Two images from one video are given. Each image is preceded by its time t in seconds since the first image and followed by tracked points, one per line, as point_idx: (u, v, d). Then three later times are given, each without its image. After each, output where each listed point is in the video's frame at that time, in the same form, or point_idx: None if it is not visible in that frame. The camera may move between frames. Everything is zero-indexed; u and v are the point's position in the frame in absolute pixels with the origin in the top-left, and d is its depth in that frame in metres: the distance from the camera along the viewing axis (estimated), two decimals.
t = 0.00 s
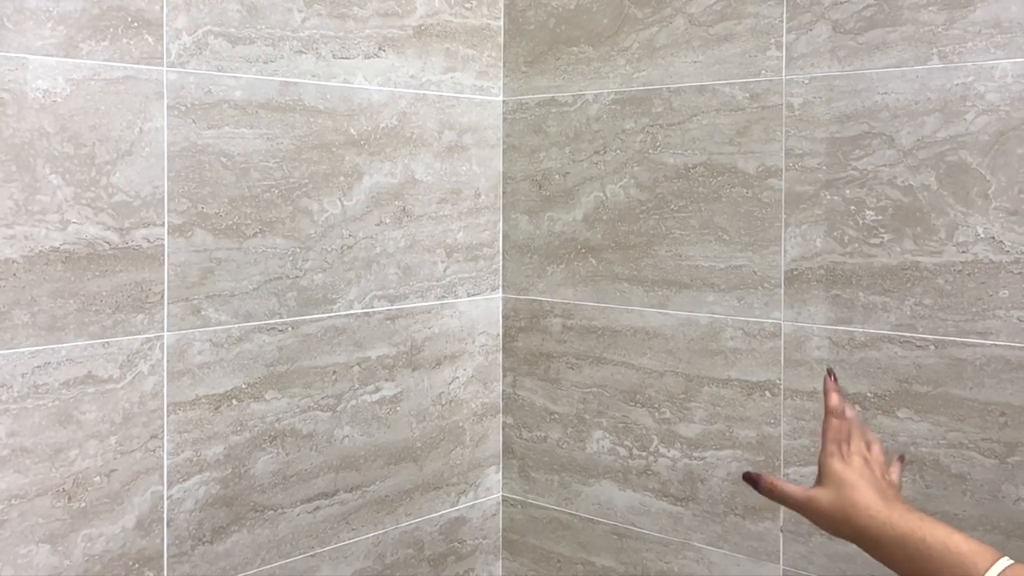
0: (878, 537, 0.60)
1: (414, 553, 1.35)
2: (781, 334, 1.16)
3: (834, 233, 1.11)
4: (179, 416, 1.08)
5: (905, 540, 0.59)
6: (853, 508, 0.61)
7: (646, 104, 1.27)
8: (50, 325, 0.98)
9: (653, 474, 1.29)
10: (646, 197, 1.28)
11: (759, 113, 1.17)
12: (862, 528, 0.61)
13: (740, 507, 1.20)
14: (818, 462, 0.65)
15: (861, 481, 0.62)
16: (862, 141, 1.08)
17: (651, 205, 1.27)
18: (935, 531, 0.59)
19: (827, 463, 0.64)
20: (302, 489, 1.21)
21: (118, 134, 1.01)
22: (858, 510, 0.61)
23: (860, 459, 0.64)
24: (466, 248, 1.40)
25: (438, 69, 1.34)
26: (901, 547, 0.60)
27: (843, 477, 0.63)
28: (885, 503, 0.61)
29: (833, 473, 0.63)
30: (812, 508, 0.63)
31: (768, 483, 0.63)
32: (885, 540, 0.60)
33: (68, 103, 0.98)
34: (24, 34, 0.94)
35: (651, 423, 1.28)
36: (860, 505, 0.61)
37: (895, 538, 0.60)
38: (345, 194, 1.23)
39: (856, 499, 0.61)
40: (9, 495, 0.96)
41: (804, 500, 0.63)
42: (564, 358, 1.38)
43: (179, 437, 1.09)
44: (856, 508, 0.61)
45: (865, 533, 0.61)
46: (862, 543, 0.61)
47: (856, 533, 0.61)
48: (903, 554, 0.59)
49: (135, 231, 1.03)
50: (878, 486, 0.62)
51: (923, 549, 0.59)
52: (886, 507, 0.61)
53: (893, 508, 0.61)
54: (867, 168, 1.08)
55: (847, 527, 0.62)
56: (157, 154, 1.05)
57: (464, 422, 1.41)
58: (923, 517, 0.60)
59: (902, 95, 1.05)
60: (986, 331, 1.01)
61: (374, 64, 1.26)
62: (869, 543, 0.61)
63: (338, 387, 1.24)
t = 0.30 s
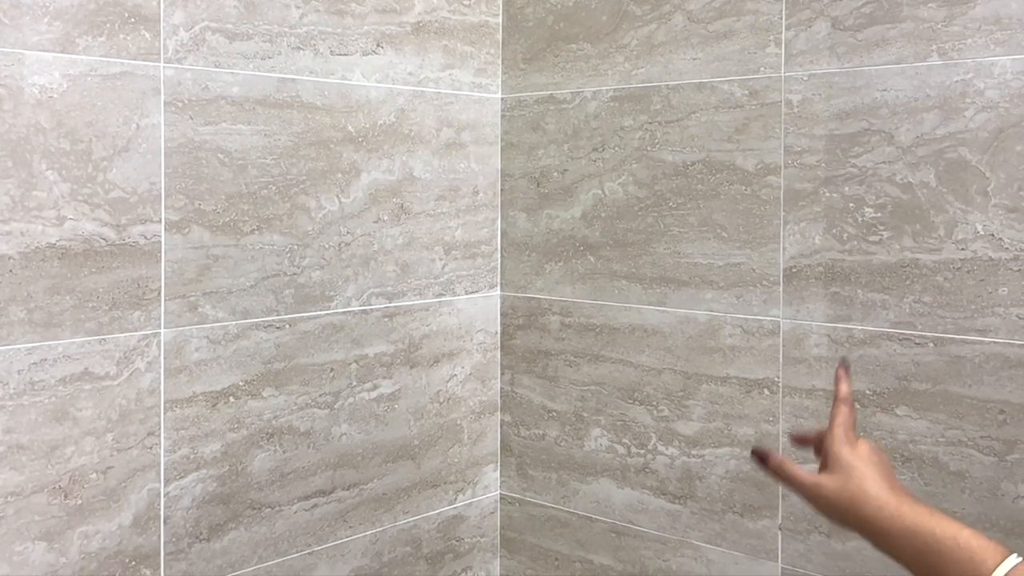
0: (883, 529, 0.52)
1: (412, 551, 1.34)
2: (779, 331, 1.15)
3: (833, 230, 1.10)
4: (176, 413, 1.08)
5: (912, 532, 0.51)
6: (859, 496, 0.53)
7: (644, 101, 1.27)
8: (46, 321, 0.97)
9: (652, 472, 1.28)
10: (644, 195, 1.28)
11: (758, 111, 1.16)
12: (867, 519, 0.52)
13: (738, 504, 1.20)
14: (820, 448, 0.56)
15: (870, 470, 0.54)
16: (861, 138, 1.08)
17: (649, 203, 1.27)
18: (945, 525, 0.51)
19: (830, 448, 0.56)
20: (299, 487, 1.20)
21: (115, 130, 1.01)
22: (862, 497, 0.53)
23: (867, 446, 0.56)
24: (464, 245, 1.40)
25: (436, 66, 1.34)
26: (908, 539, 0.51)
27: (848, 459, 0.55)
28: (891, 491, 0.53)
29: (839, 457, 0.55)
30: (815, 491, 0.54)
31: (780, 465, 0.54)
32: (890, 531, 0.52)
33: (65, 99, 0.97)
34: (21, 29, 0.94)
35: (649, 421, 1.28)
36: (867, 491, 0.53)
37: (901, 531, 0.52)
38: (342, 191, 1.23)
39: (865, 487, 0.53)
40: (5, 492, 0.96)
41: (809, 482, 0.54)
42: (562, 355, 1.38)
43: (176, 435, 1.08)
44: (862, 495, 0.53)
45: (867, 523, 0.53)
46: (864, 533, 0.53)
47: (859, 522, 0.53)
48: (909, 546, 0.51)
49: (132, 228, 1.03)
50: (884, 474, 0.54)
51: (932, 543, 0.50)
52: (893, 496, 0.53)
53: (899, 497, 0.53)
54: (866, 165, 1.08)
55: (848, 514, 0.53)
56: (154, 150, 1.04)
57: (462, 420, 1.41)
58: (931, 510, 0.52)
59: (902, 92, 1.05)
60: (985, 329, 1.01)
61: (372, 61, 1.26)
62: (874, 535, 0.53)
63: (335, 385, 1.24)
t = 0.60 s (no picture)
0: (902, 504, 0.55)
1: (410, 549, 1.34)
2: (779, 329, 1.15)
3: (833, 227, 1.10)
4: (174, 410, 1.08)
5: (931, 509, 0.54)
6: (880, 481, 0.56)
7: (644, 98, 1.27)
8: (44, 318, 0.97)
9: (651, 469, 1.28)
10: (644, 192, 1.27)
11: (758, 107, 1.16)
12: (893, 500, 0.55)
13: (738, 502, 1.20)
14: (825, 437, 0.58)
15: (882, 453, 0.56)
16: (861, 135, 1.08)
17: (648, 200, 1.27)
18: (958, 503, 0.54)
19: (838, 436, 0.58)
20: (298, 484, 1.20)
21: (114, 125, 1.01)
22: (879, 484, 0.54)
23: (899, 432, 0.39)
24: (463, 243, 1.39)
25: (436, 63, 1.34)
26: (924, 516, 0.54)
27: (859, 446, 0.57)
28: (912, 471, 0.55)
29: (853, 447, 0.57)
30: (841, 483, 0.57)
31: (778, 412, 0.38)
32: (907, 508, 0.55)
33: (63, 94, 0.97)
34: (19, 25, 0.93)
35: (648, 418, 1.28)
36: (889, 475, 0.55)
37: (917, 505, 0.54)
38: (341, 188, 1.23)
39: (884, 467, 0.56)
40: (3, 489, 0.95)
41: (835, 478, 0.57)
42: (561, 353, 1.37)
43: (174, 431, 1.08)
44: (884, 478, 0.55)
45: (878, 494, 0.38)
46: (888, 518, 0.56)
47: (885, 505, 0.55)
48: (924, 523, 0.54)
49: (130, 224, 1.03)
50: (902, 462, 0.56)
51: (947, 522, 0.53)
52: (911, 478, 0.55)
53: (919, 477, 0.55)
54: (866, 162, 1.07)
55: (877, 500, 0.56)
56: (152, 146, 1.04)
57: (461, 417, 1.40)
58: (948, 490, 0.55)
59: (902, 89, 1.05)
60: (985, 326, 1.01)
61: (371, 57, 1.25)
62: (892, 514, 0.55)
63: (334, 382, 1.23)
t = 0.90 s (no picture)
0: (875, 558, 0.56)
1: (409, 546, 1.34)
2: (778, 327, 1.15)
3: (833, 225, 1.10)
4: (173, 407, 1.08)
5: (907, 562, 0.55)
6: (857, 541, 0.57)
7: (644, 96, 1.27)
8: (42, 315, 0.97)
9: (649, 467, 1.28)
10: (643, 189, 1.27)
11: (758, 105, 1.16)
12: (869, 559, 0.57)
13: (737, 500, 1.19)
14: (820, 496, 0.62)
15: (863, 512, 0.59)
16: (861, 133, 1.07)
17: (648, 197, 1.27)
18: (941, 552, 0.54)
19: (828, 495, 0.62)
20: (296, 482, 1.20)
21: (112, 122, 1.00)
22: (861, 539, 0.57)
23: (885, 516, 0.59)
24: (463, 240, 1.39)
25: (435, 60, 1.33)
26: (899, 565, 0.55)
27: (840, 505, 0.60)
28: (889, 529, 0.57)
29: (837, 512, 0.60)
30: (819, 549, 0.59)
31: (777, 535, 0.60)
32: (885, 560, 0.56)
33: (61, 91, 0.97)
34: (18, 21, 0.93)
35: (647, 416, 1.28)
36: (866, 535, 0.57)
37: (894, 556, 0.55)
38: (340, 185, 1.23)
39: (861, 527, 0.58)
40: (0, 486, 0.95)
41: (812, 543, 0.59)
42: (560, 351, 1.37)
43: (173, 429, 1.08)
44: (860, 538, 0.57)
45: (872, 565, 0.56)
46: None
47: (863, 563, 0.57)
48: None
49: (129, 221, 1.03)
50: (882, 518, 0.59)
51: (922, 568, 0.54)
52: (888, 533, 0.57)
53: (896, 531, 0.57)
54: (866, 160, 1.07)
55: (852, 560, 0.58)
56: (151, 143, 1.04)
57: (459, 415, 1.40)
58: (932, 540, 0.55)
59: (902, 87, 1.04)
60: (985, 325, 1.01)
61: (370, 55, 1.25)
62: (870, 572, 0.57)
63: (333, 379, 1.23)
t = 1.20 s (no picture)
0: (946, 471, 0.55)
1: (409, 537, 1.34)
2: (778, 318, 1.15)
3: (834, 216, 1.10)
4: (172, 398, 1.08)
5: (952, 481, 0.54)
6: (903, 422, 0.56)
7: (644, 86, 1.26)
8: (41, 305, 0.97)
9: (649, 458, 1.28)
10: (644, 180, 1.27)
11: (759, 95, 1.15)
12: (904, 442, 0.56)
13: (736, 491, 1.19)
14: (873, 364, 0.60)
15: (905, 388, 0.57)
16: (862, 123, 1.07)
17: (648, 189, 1.26)
18: (981, 470, 0.54)
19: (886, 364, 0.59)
20: (296, 473, 1.20)
21: (111, 112, 1.00)
22: (906, 425, 0.56)
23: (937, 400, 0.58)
24: (463, 231, 1.39)
25: (435, 51, 1.33)
26: (959, 490, 0.54)
27: (897, 369, 0.58)
28: (940, 436, 0.56)
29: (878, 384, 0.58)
30: (864, 407, 0.58)
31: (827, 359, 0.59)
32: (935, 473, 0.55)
33: (60, 80, 0.96)
34: (17, 10, 0.93)
35: (647, 407, 1.27)
36: (909, 418, 0.56)
37: (945, 470, 0.55)
38: (340, 176, 1.22)
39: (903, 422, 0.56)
40: None
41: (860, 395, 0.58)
42: (559, 342, 1.37)
43: (172, 419, 1.08)
44: (904, 423, 0.56)
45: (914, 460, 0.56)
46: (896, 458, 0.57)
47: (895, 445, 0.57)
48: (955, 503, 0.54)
49: (128, 211, 1.02)
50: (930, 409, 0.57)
51: (967, 489, 0.54)
52: (938, 436, 0.56)
53: (949, 439, 0.56)
54: (867, 151, 1.07)
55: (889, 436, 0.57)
56: (150, 133, 1.04)
57: (459, 406, 1.40)
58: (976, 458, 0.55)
59: (903, 77, 1.04)
60: (985, 315, 1.00)
61: (370, 45, 1.25)
62: (896, 454, 0.57)
63: (332, 370, 1.23)
